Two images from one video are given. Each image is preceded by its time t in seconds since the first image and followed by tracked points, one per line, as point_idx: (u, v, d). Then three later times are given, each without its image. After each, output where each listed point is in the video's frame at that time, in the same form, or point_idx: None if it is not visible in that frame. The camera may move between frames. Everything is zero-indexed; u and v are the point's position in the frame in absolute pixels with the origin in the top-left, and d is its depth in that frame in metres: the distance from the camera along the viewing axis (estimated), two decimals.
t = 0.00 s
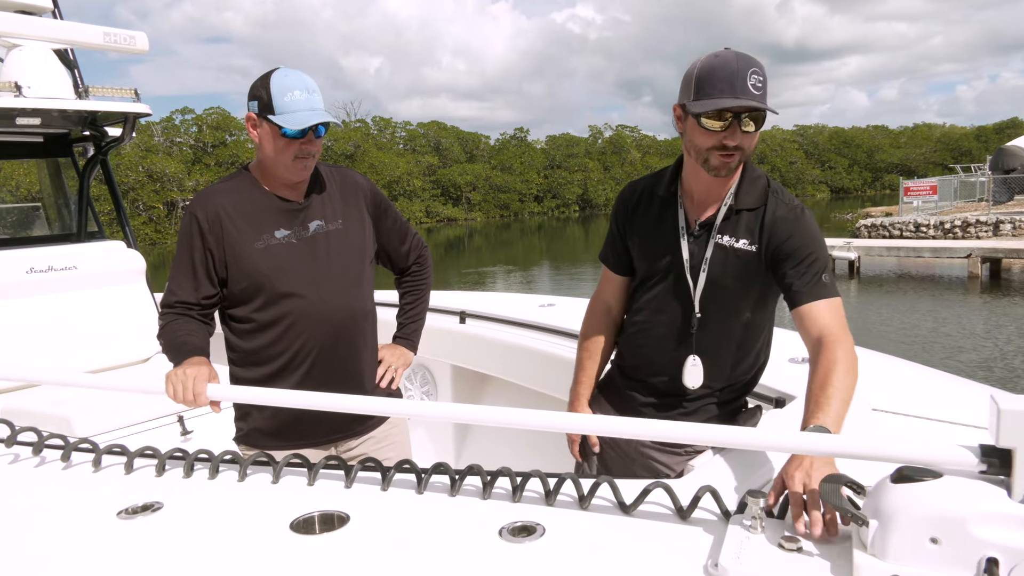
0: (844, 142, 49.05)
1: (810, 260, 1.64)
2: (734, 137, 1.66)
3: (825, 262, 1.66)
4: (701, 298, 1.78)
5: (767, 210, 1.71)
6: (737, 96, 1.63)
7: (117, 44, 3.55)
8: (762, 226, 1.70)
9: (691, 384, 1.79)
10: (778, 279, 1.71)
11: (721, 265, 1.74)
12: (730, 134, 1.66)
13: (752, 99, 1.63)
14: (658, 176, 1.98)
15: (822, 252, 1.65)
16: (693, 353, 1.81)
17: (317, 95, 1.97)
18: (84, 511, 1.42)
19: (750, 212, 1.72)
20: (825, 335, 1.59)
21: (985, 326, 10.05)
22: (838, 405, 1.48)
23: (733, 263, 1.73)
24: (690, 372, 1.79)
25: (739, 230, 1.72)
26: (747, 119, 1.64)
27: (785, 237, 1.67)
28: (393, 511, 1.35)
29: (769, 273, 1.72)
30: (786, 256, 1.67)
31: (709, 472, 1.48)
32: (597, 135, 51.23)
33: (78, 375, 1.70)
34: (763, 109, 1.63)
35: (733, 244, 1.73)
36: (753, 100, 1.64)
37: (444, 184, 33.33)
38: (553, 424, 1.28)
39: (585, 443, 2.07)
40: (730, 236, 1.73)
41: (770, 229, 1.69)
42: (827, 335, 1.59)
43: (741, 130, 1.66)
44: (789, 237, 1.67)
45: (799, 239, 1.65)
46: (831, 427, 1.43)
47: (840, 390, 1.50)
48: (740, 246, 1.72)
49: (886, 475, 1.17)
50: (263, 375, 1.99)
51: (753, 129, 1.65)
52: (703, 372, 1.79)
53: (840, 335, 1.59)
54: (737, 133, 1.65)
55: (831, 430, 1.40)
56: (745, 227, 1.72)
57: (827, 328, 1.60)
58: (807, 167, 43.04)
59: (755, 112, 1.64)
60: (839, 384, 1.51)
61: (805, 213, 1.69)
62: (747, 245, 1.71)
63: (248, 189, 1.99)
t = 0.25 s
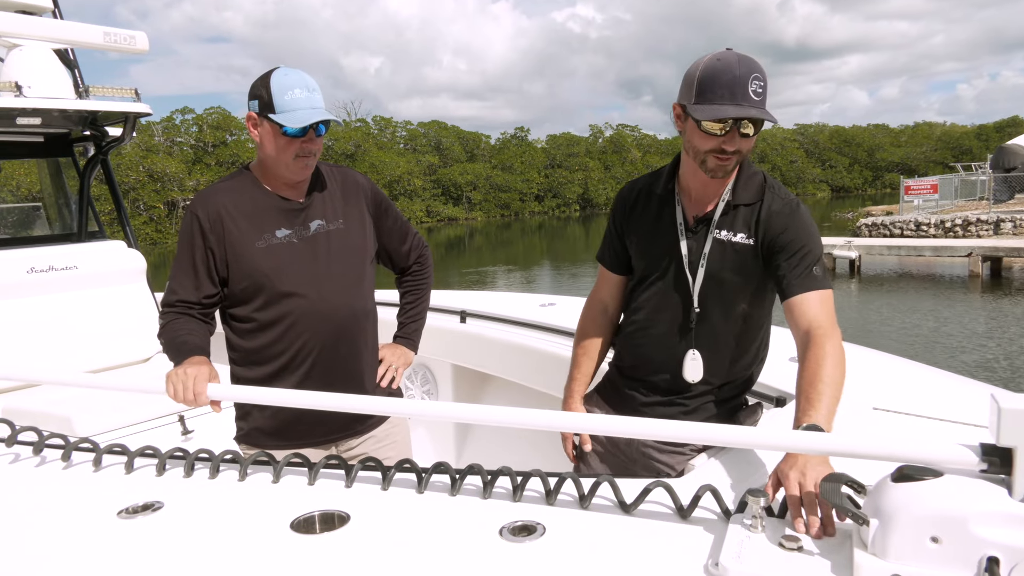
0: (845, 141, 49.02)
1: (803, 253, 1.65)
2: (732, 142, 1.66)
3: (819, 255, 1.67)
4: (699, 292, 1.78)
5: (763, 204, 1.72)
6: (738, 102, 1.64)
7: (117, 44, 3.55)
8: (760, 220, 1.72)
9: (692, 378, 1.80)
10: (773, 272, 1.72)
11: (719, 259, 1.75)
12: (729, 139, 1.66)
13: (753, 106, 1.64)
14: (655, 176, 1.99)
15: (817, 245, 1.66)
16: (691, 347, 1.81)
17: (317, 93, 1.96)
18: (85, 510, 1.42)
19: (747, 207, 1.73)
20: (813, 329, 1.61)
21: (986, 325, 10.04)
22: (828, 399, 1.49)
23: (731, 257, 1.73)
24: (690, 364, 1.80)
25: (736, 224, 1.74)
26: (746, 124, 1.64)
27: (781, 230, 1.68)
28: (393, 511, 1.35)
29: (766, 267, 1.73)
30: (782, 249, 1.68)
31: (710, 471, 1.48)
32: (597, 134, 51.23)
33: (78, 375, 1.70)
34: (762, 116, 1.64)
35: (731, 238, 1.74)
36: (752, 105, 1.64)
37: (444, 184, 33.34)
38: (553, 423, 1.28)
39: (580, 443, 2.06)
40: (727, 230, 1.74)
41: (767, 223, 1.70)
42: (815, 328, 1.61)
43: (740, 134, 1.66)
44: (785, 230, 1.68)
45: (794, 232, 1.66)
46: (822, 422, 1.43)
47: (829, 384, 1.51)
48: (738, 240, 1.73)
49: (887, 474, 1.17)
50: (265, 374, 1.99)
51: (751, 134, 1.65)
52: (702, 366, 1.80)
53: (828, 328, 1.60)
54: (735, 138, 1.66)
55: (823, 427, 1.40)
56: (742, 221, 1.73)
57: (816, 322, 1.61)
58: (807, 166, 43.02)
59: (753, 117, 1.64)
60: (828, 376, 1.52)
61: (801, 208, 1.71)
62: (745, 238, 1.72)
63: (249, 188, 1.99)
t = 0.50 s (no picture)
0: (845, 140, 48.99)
1: (793, 242, 1.68)
2: (725, 135, 1.67)
3: (806, 246, 1.69)
4: (694, 285, 1.78)
5: (754, 195, 1.73)
6: (729, 95, 1.64)
7: (118, 44, 3.55)
8: (751, 211, 1.73)
9: (692, 369, 1.78)
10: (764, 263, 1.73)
11: (713, 251, 1.75)
12: (721, 132, 1.66)
13: (743, 98, 1.65)
14: (644, 177, 2.00)
15: (805, 235, 1.69)
16: (690, 339, 1.81)
17: (319, 95, 1.96)
18: (85, 510, 1.42)
19: (738, 199, 1.75)
20: (805, 320, 1.62)
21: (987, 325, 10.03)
22: (829, 389, 1.51)
23: (724, 248, 1.74)
24: (690, 357, 1.78)
25: (729, 216, 1.75)
26: (736, 117, 1.65)
27: (773, 219, 1.69)
28: (393, 510, 1.35)
29: (757, 258, 1.74)
30: (773, 239, 1.69)
31: (710, 470, 1.48)
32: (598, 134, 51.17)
33: (79, 375, 1.71)
34: (753, 109, 1.65)
35: (724, 229, 1.75)
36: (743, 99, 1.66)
37: (444, 184, 33.33)
38: (555, 423, 1.27)
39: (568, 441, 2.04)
40: (720, 222, 1.75)
41: (758, 214, 1.71)
42: (807, 319, 1.62)
43: (731, 127, 1.67)
44: (776, 219, 1.69)
45: (784, 222, 1.68)
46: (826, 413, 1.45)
47: (829, 374, 1.53)
48: (730, 230, 1.74)
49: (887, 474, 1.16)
50: (266, 374, 1.99)
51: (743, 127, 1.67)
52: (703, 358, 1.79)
53: (819, 319, 1.61)
54: (728, 130, 1.66)
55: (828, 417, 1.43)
56: (734, 213, 1.74)
57: (806, 313, 1.62)
58: (808, 165, 43.00)
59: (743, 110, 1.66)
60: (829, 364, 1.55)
61: (790, 199, 1.73)
62: (737, 229, 1.73)
63: (250, 188, 1.99)
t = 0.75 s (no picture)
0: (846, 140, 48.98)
1: (779, 232, 1.76)
2: (706, 129, 1.76)
3: (795, 237, 1.76)
4: (686, 277, 1.83)
5: (740, 190, 1.82)
6: (707, 91, 1.75)
7: (119, 45, 3.55)
8: (739, 204, 1.81)
9: (685, 362, 1.83)
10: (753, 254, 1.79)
11: (704, 243, 1.81)
12: (701, 125, 1.75)
13: (721, 93, 1.75)
14: (630, 181, 2.05)
15: (792, 225, 1.76)
16: (684, 332, 1.84)
17: (318, 94, 1.96)
18: (86, 511, 1.42)
19: (724, 194, 1.83)
20: (802, 309, 1.68)
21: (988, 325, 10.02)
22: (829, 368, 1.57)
23: (714, 241, 1.80)
24: (683, 348, 1.83)
25: (717, 210, 1.81)
26: (715, 111, 1.75)
27: (759, 211, 1.77)
28: (394, 511, 1.35)
29: (745, 250, 1.81)
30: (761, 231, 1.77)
31: (711, 471, 1.48)
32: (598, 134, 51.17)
33: (80, 376, 1.71)
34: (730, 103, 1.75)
35: (713, 222, 1.80)
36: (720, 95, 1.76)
37: (445, 184, 33.33)
38: (555, 423, 1.27)
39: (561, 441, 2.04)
40: (709, 216, 1.81)
41: (746, 207, 1.79)
42: (806, 307, 1.67)
43: (711, 121, 1.76)
44: (762, 211, 1.78)
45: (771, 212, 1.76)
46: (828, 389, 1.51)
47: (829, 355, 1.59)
48: (719, 224, 1.80)
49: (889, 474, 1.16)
50: (267, 374, 1.99)
51: (722, 122, 1.76)
52: (695, 350, 1.82)
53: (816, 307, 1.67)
54: (708, 125, 1.75)
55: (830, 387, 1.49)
56: (722, 207, 1.82)
57: (804, 302, 1.68)
58: (808, 165, 42.99)
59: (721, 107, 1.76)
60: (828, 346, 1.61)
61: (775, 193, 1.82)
62: (727, 222, 1.80)
63: (250, 188, 1.99)
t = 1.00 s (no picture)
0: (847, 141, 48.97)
1: (768, 225, 1.82)
2: (695, 130, 1.82)
3: (783, 229, 1.83)
4: (680, 271, 1.89)
5: (729, 187, 1.89)
6: (696, 93, 1.81)
7: (120, 45, 3.55)
8: (728, 200, 1.88)
9: (681, 353, 1.87)
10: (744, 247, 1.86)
11: (696, 238, 1.88)
12: (690, 126, 1.82)
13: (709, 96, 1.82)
14: (620, 184, 2.10)
15: (779, 218, 1.83)
16: (680, 324, 1.89)
17: (319, 95, 1.96)
18: (86, 511, 1.43)
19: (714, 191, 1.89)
20: (797, 294, 1.72)
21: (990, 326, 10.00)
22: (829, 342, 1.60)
23: (706, 235, 1.87)
24: (679, 340, 1.87)
25: (708, 206, 1.88)
26: (704, 113, 1.82)
27: (748, 206, 1.84)
28: (394, 511, 1.35)
29: (735, 244, 1.88)
30: (751, 223, 1.83)
31: (712, 471, 1.48)
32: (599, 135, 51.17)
33: (81, 376, 1.71)
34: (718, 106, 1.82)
35: (704, 218, 1.87)
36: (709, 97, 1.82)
37: (445, 184, 33.33)
38: (556, 424, 1.27)
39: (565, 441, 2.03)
40: (700, 212, 1.88)
41: (735, 201, 1.86)
42: (800, 291, 1.72)
43: (699, 122, 1.83)
44: (751, 205, 1.84)
45: (759, 205, 1.82)
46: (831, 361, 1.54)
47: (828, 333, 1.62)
48: (710, 219, 1.87)
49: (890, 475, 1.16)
50: (267, 374, 1.99)
51: (710, 122, 1.83)
52: (692, 342, 1.87)
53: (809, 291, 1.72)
54: (697, 126, 1.82)
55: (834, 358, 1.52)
56: (713, 203, 1.88)
57: (797, 287, 1.73)
58: (809, 166, 42.96)
59: (709, 108, 1.83)
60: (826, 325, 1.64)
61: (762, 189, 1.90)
62: (717, 217, 1.86)
63: (251, 189, 1.99)
